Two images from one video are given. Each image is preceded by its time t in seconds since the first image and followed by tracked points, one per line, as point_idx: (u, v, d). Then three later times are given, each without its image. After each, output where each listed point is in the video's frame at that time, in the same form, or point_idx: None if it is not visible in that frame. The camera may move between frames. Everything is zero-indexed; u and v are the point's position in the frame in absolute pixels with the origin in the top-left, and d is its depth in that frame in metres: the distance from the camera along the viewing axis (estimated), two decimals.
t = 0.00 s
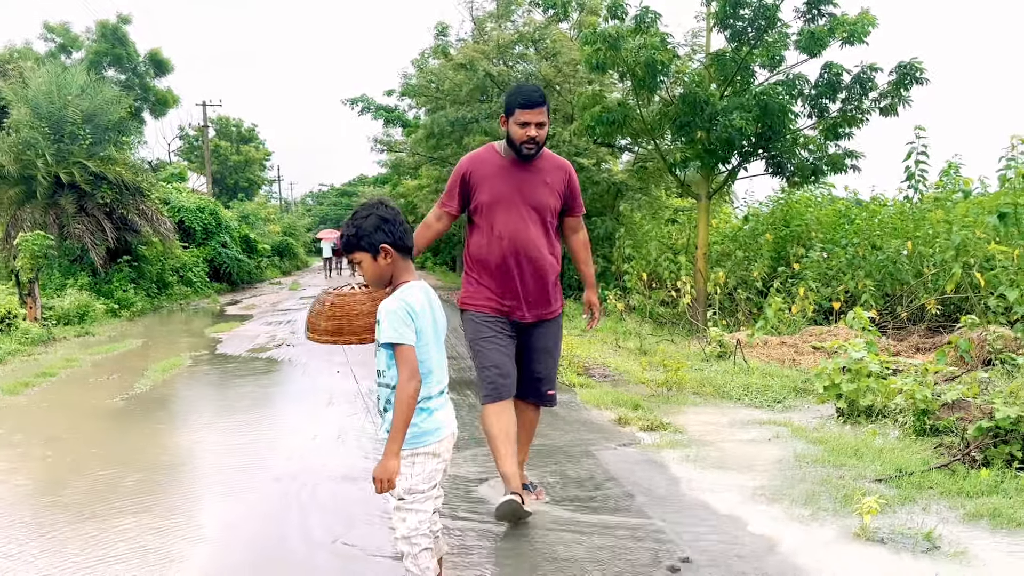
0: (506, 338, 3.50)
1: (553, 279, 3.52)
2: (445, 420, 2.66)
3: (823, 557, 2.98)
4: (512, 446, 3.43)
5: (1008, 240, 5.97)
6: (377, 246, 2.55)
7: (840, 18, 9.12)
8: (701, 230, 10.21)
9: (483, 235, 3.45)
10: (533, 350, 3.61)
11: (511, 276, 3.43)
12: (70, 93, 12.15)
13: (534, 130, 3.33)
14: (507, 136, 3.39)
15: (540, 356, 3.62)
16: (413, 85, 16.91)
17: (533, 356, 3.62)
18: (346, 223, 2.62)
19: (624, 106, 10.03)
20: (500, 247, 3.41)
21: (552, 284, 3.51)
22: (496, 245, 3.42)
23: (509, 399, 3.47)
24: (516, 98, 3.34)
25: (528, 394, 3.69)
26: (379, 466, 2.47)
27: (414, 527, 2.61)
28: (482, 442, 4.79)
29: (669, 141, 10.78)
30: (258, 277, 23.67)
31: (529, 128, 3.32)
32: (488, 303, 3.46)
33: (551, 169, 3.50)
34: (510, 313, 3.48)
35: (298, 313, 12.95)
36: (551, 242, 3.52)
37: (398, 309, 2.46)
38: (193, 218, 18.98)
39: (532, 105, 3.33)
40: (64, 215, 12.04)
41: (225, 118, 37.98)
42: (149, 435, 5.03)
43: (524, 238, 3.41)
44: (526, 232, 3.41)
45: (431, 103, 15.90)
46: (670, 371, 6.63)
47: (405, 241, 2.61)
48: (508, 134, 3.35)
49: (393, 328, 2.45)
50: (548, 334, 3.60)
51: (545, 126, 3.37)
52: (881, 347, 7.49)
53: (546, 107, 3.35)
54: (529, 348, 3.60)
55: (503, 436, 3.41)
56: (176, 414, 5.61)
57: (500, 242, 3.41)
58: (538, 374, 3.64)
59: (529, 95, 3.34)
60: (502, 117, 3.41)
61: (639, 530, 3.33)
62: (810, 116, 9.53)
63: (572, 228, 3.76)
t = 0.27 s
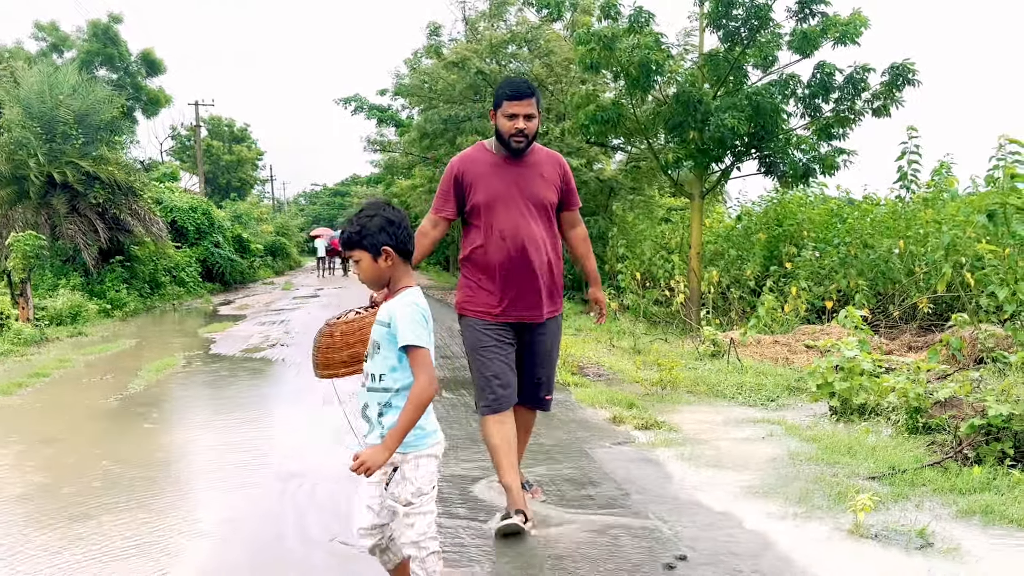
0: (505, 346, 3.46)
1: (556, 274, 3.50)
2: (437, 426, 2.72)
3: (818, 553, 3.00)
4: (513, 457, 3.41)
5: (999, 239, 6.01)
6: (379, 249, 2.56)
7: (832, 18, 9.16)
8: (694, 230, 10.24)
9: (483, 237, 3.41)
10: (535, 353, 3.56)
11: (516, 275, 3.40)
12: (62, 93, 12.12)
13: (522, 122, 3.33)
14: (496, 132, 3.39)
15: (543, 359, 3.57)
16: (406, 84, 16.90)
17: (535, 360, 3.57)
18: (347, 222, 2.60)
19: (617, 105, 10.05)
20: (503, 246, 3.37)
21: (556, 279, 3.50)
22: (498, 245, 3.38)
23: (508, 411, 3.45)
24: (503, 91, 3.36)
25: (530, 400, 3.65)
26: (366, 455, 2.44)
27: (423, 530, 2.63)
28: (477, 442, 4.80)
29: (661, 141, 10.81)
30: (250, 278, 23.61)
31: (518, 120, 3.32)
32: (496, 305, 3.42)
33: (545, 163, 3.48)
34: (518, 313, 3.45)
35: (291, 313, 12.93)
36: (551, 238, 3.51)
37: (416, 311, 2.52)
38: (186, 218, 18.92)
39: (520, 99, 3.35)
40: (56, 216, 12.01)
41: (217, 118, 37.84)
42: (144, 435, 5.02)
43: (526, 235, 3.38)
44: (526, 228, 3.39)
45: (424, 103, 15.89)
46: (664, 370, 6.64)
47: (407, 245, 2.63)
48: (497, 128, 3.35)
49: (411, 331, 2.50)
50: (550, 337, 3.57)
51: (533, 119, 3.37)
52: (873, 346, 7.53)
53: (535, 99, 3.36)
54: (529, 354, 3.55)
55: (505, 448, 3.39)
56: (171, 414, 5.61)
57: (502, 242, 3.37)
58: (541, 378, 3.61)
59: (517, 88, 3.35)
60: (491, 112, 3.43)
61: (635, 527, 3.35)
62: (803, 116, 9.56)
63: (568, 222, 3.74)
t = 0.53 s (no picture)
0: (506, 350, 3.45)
1: (553, 263, 3.47)
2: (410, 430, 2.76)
3: (813, 551, 3.02)
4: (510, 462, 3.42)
5: (991, 239, 6.05)
6: (360, 251, 2.57)
7: (827, 19, 9.21)
8: (689, 229, 10.26)
9: (475, 231, 3.37)
10: (542, 358, 3.52)
11: (512, 267, 3.37)
12: (56, 93, 12.11)
13: (506, 108, 3.30)
14: (479, 121, 3.37)
15: (551, 363, 3.54)
16: (401, 84, 16.90)
17: (541, 364, 3.54)
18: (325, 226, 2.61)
19: (612, 105, 10.07)
20: (497, 239, 3.34)
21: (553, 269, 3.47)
22: (493, 238, 3.34)
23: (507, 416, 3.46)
24: (485, 77, 3.33)
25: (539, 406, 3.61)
26: (356, 458, 2.45)
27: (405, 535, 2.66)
28: (472, 441, 4.81)
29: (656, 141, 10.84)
30: (245, 278, 23.57)
31: (501, 106, 3.30)
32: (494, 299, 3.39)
33: (532, 151, 3.46)
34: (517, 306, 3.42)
35: (286, 313, 12.93)
36: (544, 227, 3.48)
37: (405, 316, 2.57)
38: (181, 218, 18.89)
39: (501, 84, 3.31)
40: (50, 216, 11.99)
41: (211, 118, 37.76)
42: (139, 435, 5.02)
43: (520, 226, 3.35)
44: (520, 219, 3.35)
45: (419, 103, 15.90)
46: (659, 369, 6.66)
47: (388, 249, 2.67)
48: (480, 116, 3.33)
49: (402, 334, 2.54)
50: (556, 337, 3.54)
51: (517, 104, 3.33)
52: (867, 345, 7.56)
53: (518, 84, 3.33)
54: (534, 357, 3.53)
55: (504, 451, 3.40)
56: (166, 414, 5.60)
57: (496, 235, 3.34)
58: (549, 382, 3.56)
59: (498, 74, 3.32)
60: (474, 100, 3.40)
61: (630, 525, 3.37)
62: (796, 116, 9.60)
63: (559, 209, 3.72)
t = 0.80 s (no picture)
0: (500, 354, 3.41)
1: (549, 260, 3.40)
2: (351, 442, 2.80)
3: (808, 551, 3.03)
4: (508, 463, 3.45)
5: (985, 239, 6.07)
6: (298, 270, 2.61)
7: (823, 20, 9.23)
8: (686, 230, 10.28)
9: (466, 228, 3.32)
10: (547, 351, 3.41)
11: (505, 264, 3.30)
12: (52, 94, 12.11)
13: (498, 103, 3.27)
14: (470, 116, 3.33)
15: (555, 355, 3.41)
16: (397, 84, 16.90)
17: (544, 358, 3.41)
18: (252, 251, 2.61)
19: (608, 106, 10.09)
20: (489, 236, 3.28)
21: (549, 265, 3.39)
22: (483, 236, 3.28)
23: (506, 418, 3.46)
24: (476, 72, 3.30)
25: (546, 405, 3.43)
26: (294, 474, 2.47)
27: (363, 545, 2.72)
28: (468, 442, 4.81)
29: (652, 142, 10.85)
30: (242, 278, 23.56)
31: (493, 101, 3.27)
32: (487, 298, 3.34)
33: (525, 146, 3.40)
34: (511, 303, 3.36)
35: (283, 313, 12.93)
36: (539, 223, 3.41)
37: (344, 333, 2.59)
38: (177, 218, 18.87)
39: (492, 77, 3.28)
40: (46, 216, 11.98)
41: (207, 118, 37.71)
42: (135, 436, 5.02)
43: (512, 222, 3.29)
44: (511, 216, 3.29)
45: (415, 103, 15.89)
46: (655, 370, 6.66)
47: (320, 265, 2.70)
48: (471, 111, 3.29)
49: (342, 350, 2.57)
50: (558, 330, 3.43)
51: (508, 98, 3.31)
52: (863, 345, 7.57)
53: (509, 78, 3.31)
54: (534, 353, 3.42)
55: (500, 455, 3.41)
56: (162, 415, 5.61)
57: (487, 231, 3.28)
58: (554, 376, 3.41)
59: (489, 68, 3.29)
60: (464, 95, 3.36)
61: (624, 524, 3.38)
62: (792, 116, 9.62)
63: (555, 207, 3.64)
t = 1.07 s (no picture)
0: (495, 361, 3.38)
1: (546, 265, 3.30)
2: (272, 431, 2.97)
3: (804, 551, 3.04)
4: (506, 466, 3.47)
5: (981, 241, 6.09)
6: (205, 276, 2.65)
7: (821, 22, 9.25)
8: (684, 232, 10.30)
9: (462, 229, 3.27)
10: (539, 354, 3.32)
11: (499, 268, 3.23)
12: (50, 96, 12.12)
13: (500, 102, 3.22)
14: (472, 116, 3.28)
15: (547, 358, 3.31)
16: (395, 86, 16.91)
17: (536, 362, 3.32)
18: (153, 265, 2.58)
19: (606, 108, 10.10)
20: (483, 238, 3.22)
21: (546, 271, 3.30)
22: (478, 238, 3.22)
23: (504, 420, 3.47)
24: (478, 71, 3.26)
25: (538, 409, 3.30)
26: (248, 459, 2.65)
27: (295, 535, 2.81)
28: (466, 443, 4.82)
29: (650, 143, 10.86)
30: (240, 280, 23.54)
31: (495, 100, 3.22)
32: (480, 302, 3.29)
33: (528, 147, 3.31)
34: (503, 308, 3.29)
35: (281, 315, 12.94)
36: (539, 226, 3.31)
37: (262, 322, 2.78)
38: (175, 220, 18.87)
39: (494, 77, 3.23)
40: (44, 218, 12.00)
41: (205, 120, 37.70)
42: (133, 437, 5.04)
43: (508, 225, 3.21)
44: (508, 218, 3.21)
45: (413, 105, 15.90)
46: (652, 371, 6.67)
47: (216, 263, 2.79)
48: (473, 111, 3.24)
49: (265, 338, 2.76)
50: (554, 334, 3.34)
51: (510, 97, 3.26)
52: (861, 347, 7.58)
53: (512, 78, 3.26)
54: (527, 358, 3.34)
55: (499, 458, 3.42)
56: (160, 416, 5.62)
57: (482, 234, 3.22)
58: (545, 381, 3.30)
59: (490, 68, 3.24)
60: (466, 94, 3.32)
61: (620, 525, 3.39)
62: (790, 118, 9.64)
63: (560, 210, 3.53)
